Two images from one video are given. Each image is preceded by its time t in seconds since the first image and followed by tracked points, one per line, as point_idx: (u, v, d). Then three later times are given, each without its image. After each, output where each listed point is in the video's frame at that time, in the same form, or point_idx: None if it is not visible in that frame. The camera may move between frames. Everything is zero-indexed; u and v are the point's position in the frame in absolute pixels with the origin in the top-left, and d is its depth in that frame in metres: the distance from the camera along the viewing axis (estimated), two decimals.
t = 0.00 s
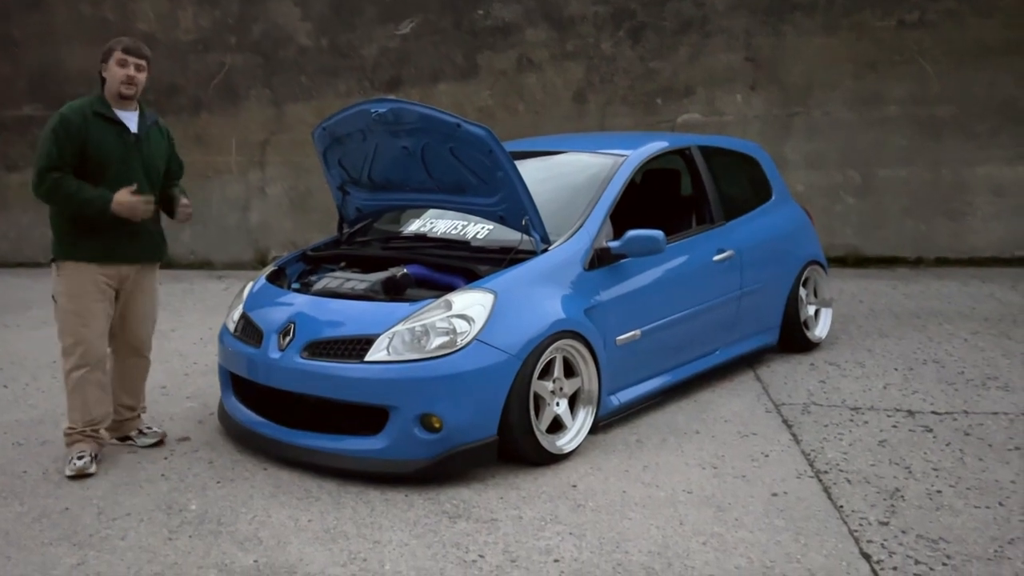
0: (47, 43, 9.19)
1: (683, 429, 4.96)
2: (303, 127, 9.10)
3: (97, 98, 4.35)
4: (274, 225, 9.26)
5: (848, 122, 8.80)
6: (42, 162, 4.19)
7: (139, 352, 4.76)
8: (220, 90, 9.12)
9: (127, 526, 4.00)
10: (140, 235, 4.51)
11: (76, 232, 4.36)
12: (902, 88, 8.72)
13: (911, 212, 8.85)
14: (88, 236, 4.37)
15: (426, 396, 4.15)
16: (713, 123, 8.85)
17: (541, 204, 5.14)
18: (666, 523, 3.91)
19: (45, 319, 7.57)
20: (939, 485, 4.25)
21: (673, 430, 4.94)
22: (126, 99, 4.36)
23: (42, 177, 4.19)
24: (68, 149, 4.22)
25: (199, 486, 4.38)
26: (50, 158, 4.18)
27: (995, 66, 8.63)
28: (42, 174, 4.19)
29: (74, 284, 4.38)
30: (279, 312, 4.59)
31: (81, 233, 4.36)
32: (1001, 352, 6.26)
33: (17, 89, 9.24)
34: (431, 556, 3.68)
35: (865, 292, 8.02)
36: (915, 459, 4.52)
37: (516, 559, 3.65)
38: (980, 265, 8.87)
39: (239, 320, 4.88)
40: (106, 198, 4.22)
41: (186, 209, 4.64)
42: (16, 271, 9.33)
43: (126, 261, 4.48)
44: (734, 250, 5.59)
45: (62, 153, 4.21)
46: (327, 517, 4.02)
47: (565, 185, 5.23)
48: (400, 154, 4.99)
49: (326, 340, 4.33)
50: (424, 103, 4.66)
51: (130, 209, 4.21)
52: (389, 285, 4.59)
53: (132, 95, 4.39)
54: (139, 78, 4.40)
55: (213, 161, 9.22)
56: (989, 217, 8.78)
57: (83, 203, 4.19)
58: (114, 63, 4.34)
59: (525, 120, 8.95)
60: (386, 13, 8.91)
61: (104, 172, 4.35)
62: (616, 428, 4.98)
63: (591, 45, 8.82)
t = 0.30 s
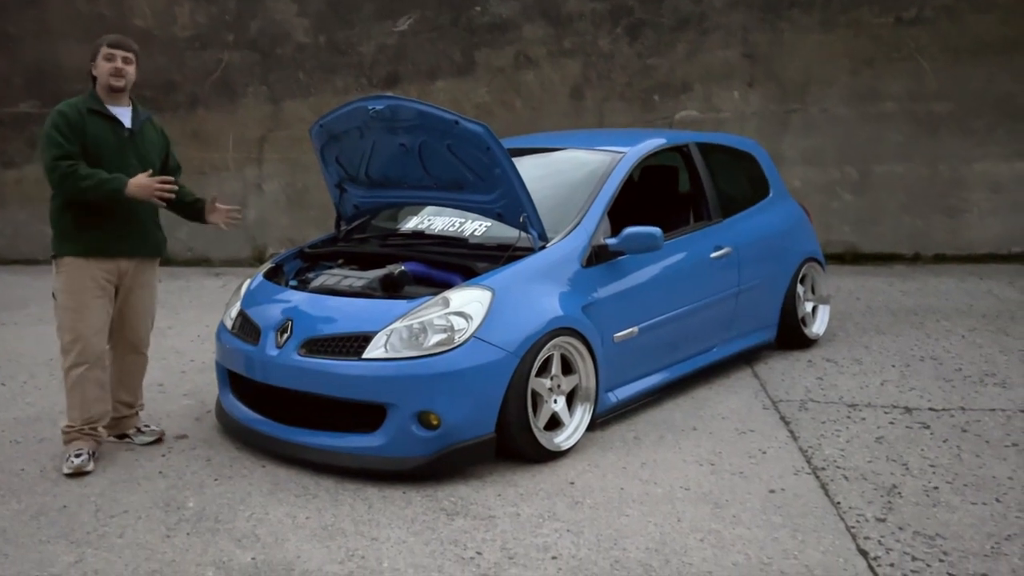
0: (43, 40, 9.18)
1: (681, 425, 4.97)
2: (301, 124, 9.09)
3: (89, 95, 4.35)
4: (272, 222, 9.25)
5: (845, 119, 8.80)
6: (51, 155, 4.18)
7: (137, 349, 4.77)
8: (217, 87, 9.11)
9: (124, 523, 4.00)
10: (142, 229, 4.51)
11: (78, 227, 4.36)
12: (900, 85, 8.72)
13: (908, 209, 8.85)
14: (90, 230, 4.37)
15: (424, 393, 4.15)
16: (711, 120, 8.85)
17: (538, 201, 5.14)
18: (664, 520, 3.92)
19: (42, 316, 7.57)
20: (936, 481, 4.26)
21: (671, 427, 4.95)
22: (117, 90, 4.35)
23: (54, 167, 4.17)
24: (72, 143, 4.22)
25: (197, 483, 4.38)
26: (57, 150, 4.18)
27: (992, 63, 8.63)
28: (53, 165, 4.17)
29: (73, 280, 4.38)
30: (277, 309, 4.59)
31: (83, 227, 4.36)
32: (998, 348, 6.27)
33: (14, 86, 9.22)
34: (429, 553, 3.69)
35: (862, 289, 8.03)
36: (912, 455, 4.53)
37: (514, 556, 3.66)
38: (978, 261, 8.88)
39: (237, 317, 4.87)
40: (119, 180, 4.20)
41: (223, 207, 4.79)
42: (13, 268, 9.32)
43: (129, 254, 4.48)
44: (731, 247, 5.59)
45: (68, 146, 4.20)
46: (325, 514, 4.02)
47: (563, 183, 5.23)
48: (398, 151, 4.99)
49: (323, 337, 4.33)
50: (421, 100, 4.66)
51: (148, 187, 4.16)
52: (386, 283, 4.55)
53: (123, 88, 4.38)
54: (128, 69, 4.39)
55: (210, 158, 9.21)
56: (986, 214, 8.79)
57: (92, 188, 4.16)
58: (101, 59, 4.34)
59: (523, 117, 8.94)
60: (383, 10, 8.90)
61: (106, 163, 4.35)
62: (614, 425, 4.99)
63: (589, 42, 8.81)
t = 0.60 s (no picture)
0: (40, 36, 9.16)
1: (678, 422, 4.97)
2: (298, 121, 9.08)
3: (88, 92, 4.34)
4: (269, 219, 9.24)
5: (843, 116, 8.80)
6: (52, 157, 4.17)
7: (137, 345, 4.76)
8: (214, 84, 9.10)
9: (122, 521, 4.00)
10: (146, 224, 4.51)
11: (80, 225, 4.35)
12: (897, 81, 8.72)
13: (905, 206, 8.86)
14: (92, 229, 4.36)
15: (422, 390, 4.15)
16: (708, 117, 8.85)
17: (536, 198, 5.14)
18: (661, 517, 3.93)
19: (39, 314, 7.56)
20: (933, 478, 4.27)
21: (668, 424, 4.95)
22: (115, 87, 4.33)
23: (55, 169, 4.16)
24: (74, 141, 4.21)
25: (194, 481, 4.38)
26: (60, 149, 4.17)
27: (989, 60, 8.63)
28: (55, 167, 4.16)
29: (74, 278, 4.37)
30: (274, 306, 4.58)
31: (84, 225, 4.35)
32: (995, 345, 6.28)
33: (11, 83, 9.20)
34: (427, 550, 3.69)
35: (860, 286, 8.04)
36: (909, 453, 4.53)
37: (512, 554, 3.66)
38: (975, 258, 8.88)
39: (234, 314, 4.87)
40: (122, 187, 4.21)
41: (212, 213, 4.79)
42: (10, 265, 9.31)
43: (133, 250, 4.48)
44: (729, 244, 5.60)
45: (69, 146, 4.19)
46: (323, 512, 4.02)
47: (560, 180, 5.22)
48: (395, 148, 4.98)
49: (321, 335, 4.33)
50: (419, 97, 4.65)
51: (150, 196, 4.19)
52: (384, 280, 4.56)
53: (121, 85, 4.37)
54: (122, 66, 4.37)
55: (208, 155, 9.20)
56: (983, 211, 8.80)
57: (97, 191, 4.17)
58: (95, 58, 4.34)
59: (520, 114, 8.94)
60: (380, 7, 8.89)
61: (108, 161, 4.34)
62: (611, 422, 4.99)
63: (587, 38, 8.81)
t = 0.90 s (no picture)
0: (38, 34, 9.16)
1: (676, 419, 4.98)
2: (296, 118, 9.08)
3: (88, 90, 4.34)
4: (267, 216, 9.24)
5: (841, 113, 8.80)
6: (52, 159, 4.19)
7: (138, 342, 4.76)
8: (212, 81, 9.09)
9: (121, 518, 4.00)
10: (148, 220, 4.52)
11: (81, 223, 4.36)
12: (895, 79, 8.73)
13: (903, 203, 8.87)
14: (93, 227, 4.37)
15: (420, 388, 4.16)
16: (706, 114, 8.85)
17: (535, 196, 5.15)
18: (660, 514, 3.93)
19: (37, 311, 7.55)
20: (930, 475, 4.28)
21: (666, 421, 4.96)
22: (115, 86, 4.34)
23: (56, 172, 4.19)
24: (74, 142, 4.22)
25: (193, 478, 4.38)
26: (60, 151, 4.18)
27: (987, 57, 8.64)
28: (55, 170, 4.19)
29: (77, 275, 4.38)
30: (273, 303, 4.59)
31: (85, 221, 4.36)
32: (992, 342, 6.29)
33: (9, 80, 9.19)
34: (425, 547, 3.70)
35: (857, 283, 8.05)
36: (907, 449, 4.55)
37: (511, 550, 3.67)
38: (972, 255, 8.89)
39: (232, 311, 4.87)
40: (122, 195, 4.25)
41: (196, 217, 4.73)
42: (8, 263, 9.30)
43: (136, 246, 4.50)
44: (727, 241, 5.61)
45: (68, 147, 4.20)
46: (321, 508, 4.03)
47: (559, 177, 5.23)
48: (394, 146, 4.98)
49: (319, 332, 4.33)
50: (417, 95, 4.66)
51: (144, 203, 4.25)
52: (382, 277, 4.57)
53: (121, 83, 4.37)
54: (122, 64, 4.37)
55: (206, 152, 9.19)
56: (980, 208, 8.81)
57: (98, 197, 4.22)
58: (94, 57, 4.33)
59: (518, 111, 8.94)
60: (378, 4, 8.89)
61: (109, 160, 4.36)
62: (609, 419, 5.00)
63: (585, 36, 8.81)
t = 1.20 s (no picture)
0: (36, 32, 9.15)
1: (674, 417, 4.99)
2: (294, 116, 9.08)
3: (87, 89, 4.34)
4: (266, 214, 9.24)
5: (839, 110, 8.80)
6: (48, 161, 4.19)
7: (138, 342, 4.76)
8: (211, 79, 9.09)
9: (120, 516, 4.01)
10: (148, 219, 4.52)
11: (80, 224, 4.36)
12: (893, 77, 8.73)
13: (901, 201, 8.87)
14: (93, 227, 4.38)
15: (419, 385, 4.16)
16: (705, 112, 8.85)
17: (534, 194, 5.15)
18: (658, 511, 3.94)
19: (36, 309, 7.55)
20: (928, 472, 4.28)
21: (664, 418, 4.97)
22: (114, 85, 4.33)
23: (53, 174, 4.19)
24: (71, 143, 4.21)
25: (192, 476, 4.39)
26: (57, 152, 4.18)
27: (984, 55, 8.65)
28: (51, 173, 4.19)
29: (78, 273, 4.38)
30: (272, 301, 4.59)
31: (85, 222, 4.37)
32: (989, 340, 6.30)
33: (7, 78, 9.18)
34: (424, 544, 3.70)
35: (856, 281, 8.05)
36: (905, 447, 4.55)
37: (509, 548, 3.67)
38: (970, 253, 8.90)
39: (231, 310, 4.87)
40: (117, 199, 4.26)
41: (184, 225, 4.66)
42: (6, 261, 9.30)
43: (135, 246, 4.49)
44: (725, 239, 5.61)
45: (65, 150, 4.20)
46: (320, 506, 4.03)
47: (558, 175, 5.23)
48: (393, 143, 4.98)
49: (318, 330, 4.33)
50: (416, 93, 4.66)
51: (138, 206, 4.28)
52: (381, 275, 4.57)
53: (120, 82, 4.36)
54: (121, 63, 4.35)
55: (205, 150, 9.19)
56: (978, 206, 8.81)
57: (94, 200, 4.23)
58: (93, 56, 4.32)
59: (517, 109, 8.93)
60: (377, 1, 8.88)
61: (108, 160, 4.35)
62: (608, 417, 5.01)
63: (583, 33, 8.80)
